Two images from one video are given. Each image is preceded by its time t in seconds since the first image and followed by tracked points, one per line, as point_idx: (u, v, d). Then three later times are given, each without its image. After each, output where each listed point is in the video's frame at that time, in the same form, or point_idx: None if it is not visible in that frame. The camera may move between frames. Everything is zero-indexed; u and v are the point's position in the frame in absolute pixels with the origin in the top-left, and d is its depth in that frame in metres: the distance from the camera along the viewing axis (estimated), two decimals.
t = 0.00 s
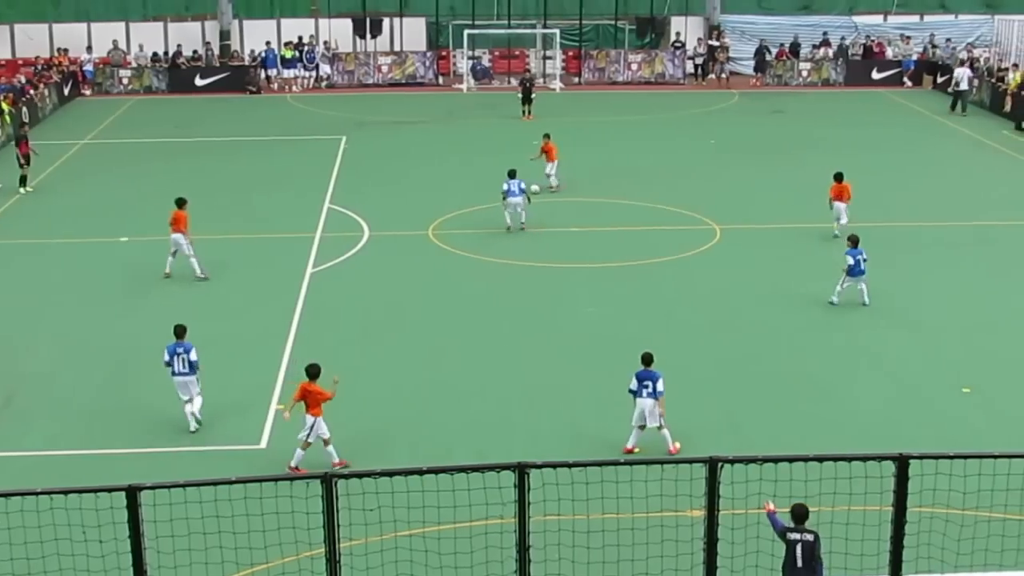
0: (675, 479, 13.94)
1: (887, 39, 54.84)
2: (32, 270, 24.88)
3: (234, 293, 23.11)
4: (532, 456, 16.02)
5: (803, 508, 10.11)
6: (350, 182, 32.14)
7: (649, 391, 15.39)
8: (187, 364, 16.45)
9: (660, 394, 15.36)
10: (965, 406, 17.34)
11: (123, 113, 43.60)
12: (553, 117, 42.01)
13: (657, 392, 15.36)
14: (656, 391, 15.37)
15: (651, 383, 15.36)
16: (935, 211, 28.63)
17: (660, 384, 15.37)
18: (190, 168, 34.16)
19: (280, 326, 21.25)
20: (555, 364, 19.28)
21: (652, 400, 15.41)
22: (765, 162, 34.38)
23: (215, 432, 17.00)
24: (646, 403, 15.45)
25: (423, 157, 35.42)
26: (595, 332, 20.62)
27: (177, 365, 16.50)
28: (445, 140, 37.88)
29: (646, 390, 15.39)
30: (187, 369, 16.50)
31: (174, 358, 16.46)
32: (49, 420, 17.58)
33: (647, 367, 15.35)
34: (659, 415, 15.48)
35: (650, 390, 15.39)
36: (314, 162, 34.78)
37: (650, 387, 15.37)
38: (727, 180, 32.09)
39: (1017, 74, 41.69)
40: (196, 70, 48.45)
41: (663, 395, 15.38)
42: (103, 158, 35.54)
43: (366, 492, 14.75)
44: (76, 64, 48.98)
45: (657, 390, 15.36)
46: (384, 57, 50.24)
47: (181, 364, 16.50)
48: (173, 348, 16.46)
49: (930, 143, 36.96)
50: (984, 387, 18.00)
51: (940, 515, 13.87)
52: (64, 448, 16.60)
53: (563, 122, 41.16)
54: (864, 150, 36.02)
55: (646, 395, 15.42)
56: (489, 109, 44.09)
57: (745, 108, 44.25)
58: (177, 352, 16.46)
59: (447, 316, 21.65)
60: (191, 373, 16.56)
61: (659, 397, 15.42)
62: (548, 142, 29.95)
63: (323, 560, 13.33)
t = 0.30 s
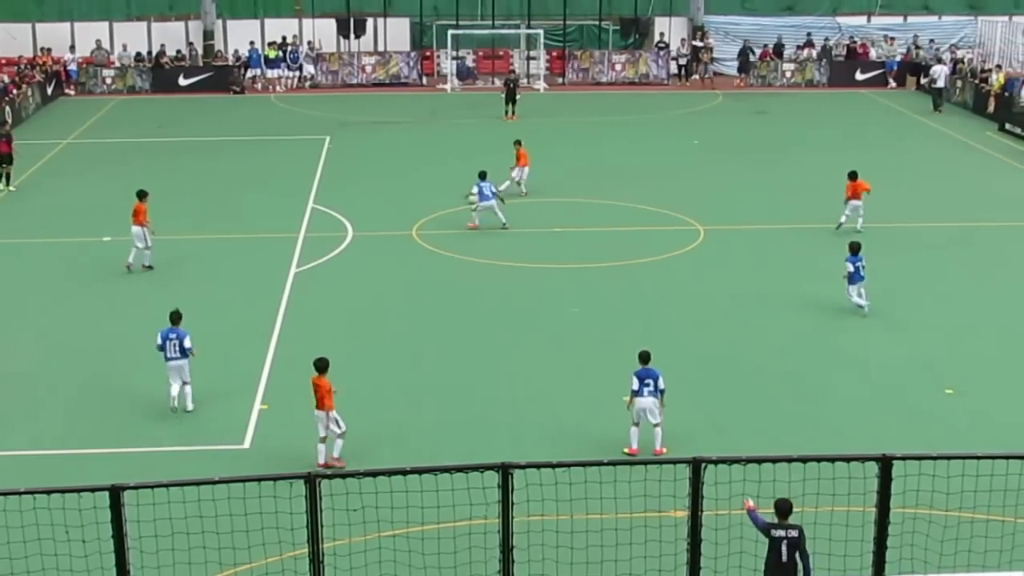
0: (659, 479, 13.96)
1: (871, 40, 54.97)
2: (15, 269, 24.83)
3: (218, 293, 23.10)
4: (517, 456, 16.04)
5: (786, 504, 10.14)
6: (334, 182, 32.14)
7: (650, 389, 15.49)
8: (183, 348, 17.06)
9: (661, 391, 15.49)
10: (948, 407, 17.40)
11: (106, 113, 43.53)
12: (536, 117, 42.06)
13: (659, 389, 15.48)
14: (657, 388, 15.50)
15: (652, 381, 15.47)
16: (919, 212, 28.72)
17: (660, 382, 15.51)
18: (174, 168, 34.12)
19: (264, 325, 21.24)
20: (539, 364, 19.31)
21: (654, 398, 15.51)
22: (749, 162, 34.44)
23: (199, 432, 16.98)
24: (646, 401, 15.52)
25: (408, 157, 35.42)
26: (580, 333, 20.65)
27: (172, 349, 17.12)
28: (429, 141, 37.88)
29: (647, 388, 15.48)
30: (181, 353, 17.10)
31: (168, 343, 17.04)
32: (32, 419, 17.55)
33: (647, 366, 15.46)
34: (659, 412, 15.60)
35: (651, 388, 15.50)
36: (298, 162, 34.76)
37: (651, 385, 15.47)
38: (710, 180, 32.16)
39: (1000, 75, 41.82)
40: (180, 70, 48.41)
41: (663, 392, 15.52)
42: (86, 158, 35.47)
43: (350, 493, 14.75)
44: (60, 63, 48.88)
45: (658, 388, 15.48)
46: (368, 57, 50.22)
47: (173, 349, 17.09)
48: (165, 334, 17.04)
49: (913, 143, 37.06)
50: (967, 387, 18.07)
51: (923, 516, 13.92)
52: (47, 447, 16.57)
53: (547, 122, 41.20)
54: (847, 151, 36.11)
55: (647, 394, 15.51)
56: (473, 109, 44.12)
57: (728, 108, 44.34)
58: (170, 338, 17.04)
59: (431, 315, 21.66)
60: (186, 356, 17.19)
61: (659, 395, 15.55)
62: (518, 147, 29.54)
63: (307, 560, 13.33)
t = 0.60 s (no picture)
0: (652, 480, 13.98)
1: (864, 40, 55.06)
2: (8, 269, 24.83)
3: (212, 294, 23.08)
4: (510, 456, 16.05)
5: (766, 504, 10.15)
6: (328, 182, 32.14)
7: (637, 388, 15.52)
8: (177, 333, 17.60)
9: (647, 385, 15.58)
10: (942, 407, 17.43)
11: (100, 113, 43.51)
12: (529, 117, 42.07)
13: (644, 384, 15.56)
14: (642, 385, 15.55)
15: (638, 379, 15.52)
16: (911, 211, 28.79)
17: (642, 377, 15.59)
18: (167, 168, 34.09)
19: (257, 325, 21.23)
20: (533, 364, 19.33)
21: (643, 395, 15.56)
22: (740, 163, 34.48)
23: (191, 433, 16.96)
24: (637, 402, 15.55)
25: (401, 157, 35.43)
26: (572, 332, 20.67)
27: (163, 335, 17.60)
28: (422, 141, 37.88)
29: (634, 388, 15.50)
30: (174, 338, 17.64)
31: (162, 330, 17.55)
32: (25, 419, 17.52)
33: (629, 367, 15.47)
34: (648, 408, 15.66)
35: (638, 388, 15.53)
36: (291, 161, 34.76)
37: (637, 384, 15.50)
38: (702, 181, 32.18)
39: (993, 76, 41.89)
40: (173, 70, 48.41)
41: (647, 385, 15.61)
42: (79, 158, 35.43)
43: (343, 493, 14.75)
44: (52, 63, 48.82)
45: (644, 384, 15.55)
46: (361, 56, 50.25)
47: (166, 334, 17.61)
48: (157, 320, 17.55)
49: (906, 144, 37.12)
50: (960, 388, 18.11)
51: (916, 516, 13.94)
52: (39, 447, 16.55)
53: (540, 122, 41.21)
54: (840, 151, 36.17)
55: (634, 394, 15.53)
56: (466, 109, 44.13)
57: (721, 109, 44.37)
58: (163, 324, 17.56)
59: (424, 315, 21.67)
60: (177, 341, 17.73)
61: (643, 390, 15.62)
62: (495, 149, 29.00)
63: (300, 561, 13.32)
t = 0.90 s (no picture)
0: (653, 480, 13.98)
1: (865, 40, 55.05)
2: (8, 269, 24.83)
3: (213, 294, 23.07)
4: (511, 456, 16.05)
5: (746, 503, 10.06)
6: (328, 182, 32.14)
7: (617, 389, 15.58)
8: (172, 320, 18.16)
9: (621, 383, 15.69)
10: (944, 407, 17.43)
11: (100, 112, 43.52)
12: (529, 118, 42.04)
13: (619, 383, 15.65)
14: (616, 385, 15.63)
15: (613, 380, 15.59)
16: (912, 212, 28.79)
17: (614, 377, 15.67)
18: (168, 168, 34.09)
19: (258, 325, 21.23)
20: (534, 364, 19.32)
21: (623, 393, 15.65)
22: (740, 162, 34.48)
23: (192, 433, 16.95)
24: (621, 401, 15.62)
25: (402, 157, 35.42)
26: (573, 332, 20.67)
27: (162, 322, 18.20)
28: (423, 140, 37.86)
29: (615, 390, 15.54)
30: (169, 325, 18.18)
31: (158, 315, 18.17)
32: (27, 419, 17.52)
33: (605, 371, 15.50)
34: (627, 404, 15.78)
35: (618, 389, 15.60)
36: (292, 161, 34.77)
37: (615, 386, 15.56)
38: (703, 180, 32.17)
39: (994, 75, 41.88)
40: (174, 70, 48.41)
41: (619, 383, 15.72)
42: (80, 157, 35.44)
43: (344, 493, 14.75)
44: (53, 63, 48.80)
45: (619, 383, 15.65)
46: (363, 56, 50.28)
47: (162, 321, 18.21)
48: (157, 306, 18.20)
49: (907, 144, 37.11)
50: (961, 388, 18.11)
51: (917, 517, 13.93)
52: (41, 446, 16.56)
53: (541, 122, 41.19)
54: (841, 151, 36.15)
55: (617, 396, 15.58)
56: (467, 109, 44.11)
57: (722, 109, 44.35)
58: (160, 310, 18.19)
59: (425, 315, 21.67)
60: (173, 329, 18.29)
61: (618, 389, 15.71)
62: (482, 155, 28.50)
63: (302, 560, 13.33)
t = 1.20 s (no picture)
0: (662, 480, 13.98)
1: (874, 40, 55.00)
2: (16, 269, 24.84)
3: (220, 294, 23.08)
4: (519, 456, 16.04)
5: (735, 501, 10.03)
6: (336, 182, 32.15)
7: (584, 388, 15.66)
8: (175, 308, 18.58)
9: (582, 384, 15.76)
10: (952, 408, 17.40)
11: (109, 112, 43.56)
12: (537, 118, 42.02)
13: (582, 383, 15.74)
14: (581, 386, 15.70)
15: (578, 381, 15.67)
16: (920, 212, 28.75)
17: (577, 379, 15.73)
18: (175, 168, 34.12)
19: (266, 325, 21.23)
20: (541, 364, 19.31)
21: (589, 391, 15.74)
22: (747, 162, 34.45)
23: (199, 433, 16.95)
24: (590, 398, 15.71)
25: (409, 157, 35.42)
26: (580, 332, 20.66)
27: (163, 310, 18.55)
28: (431, 141, 37.86)
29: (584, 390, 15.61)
30: (172, 313, 18.59)
31: (162, 305, 18.53)
32: (35, 419, 17.54)
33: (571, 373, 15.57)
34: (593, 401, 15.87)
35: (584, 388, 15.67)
36: (300, 161, 34.77)
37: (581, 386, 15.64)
38: (710, 181, 32.13)
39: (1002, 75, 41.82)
40: (182, 70, 48.46)
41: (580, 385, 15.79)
42: (89, 158, 35.47)
43: (353, 492, 14.75)
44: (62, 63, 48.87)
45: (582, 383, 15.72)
46: (370, 56, 50.32)
47: (163, 309, 18.55)
48: (158, 295, 18.53)
49: (915, 144, 37.06)
50: (969, 388, 18.09)
51: (925, 517, 13.91)
52: (49, 446, 16.58)
53: (549, 122, 41.17)
54: (849, 151, 36.09)
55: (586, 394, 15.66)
56: (475, 109, 44.10)
57: (731, 108, 44.30)
58: (162, 299, 18.53)
59: (433, 315, 21.67)
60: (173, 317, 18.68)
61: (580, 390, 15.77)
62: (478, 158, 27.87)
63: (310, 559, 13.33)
